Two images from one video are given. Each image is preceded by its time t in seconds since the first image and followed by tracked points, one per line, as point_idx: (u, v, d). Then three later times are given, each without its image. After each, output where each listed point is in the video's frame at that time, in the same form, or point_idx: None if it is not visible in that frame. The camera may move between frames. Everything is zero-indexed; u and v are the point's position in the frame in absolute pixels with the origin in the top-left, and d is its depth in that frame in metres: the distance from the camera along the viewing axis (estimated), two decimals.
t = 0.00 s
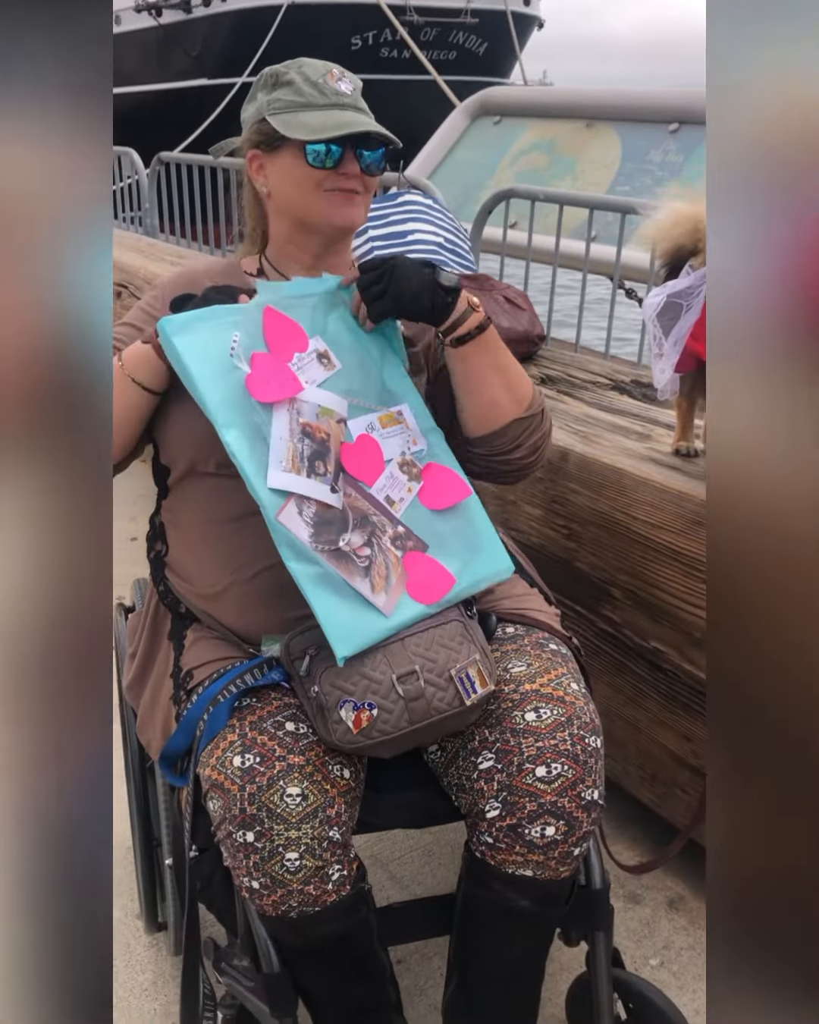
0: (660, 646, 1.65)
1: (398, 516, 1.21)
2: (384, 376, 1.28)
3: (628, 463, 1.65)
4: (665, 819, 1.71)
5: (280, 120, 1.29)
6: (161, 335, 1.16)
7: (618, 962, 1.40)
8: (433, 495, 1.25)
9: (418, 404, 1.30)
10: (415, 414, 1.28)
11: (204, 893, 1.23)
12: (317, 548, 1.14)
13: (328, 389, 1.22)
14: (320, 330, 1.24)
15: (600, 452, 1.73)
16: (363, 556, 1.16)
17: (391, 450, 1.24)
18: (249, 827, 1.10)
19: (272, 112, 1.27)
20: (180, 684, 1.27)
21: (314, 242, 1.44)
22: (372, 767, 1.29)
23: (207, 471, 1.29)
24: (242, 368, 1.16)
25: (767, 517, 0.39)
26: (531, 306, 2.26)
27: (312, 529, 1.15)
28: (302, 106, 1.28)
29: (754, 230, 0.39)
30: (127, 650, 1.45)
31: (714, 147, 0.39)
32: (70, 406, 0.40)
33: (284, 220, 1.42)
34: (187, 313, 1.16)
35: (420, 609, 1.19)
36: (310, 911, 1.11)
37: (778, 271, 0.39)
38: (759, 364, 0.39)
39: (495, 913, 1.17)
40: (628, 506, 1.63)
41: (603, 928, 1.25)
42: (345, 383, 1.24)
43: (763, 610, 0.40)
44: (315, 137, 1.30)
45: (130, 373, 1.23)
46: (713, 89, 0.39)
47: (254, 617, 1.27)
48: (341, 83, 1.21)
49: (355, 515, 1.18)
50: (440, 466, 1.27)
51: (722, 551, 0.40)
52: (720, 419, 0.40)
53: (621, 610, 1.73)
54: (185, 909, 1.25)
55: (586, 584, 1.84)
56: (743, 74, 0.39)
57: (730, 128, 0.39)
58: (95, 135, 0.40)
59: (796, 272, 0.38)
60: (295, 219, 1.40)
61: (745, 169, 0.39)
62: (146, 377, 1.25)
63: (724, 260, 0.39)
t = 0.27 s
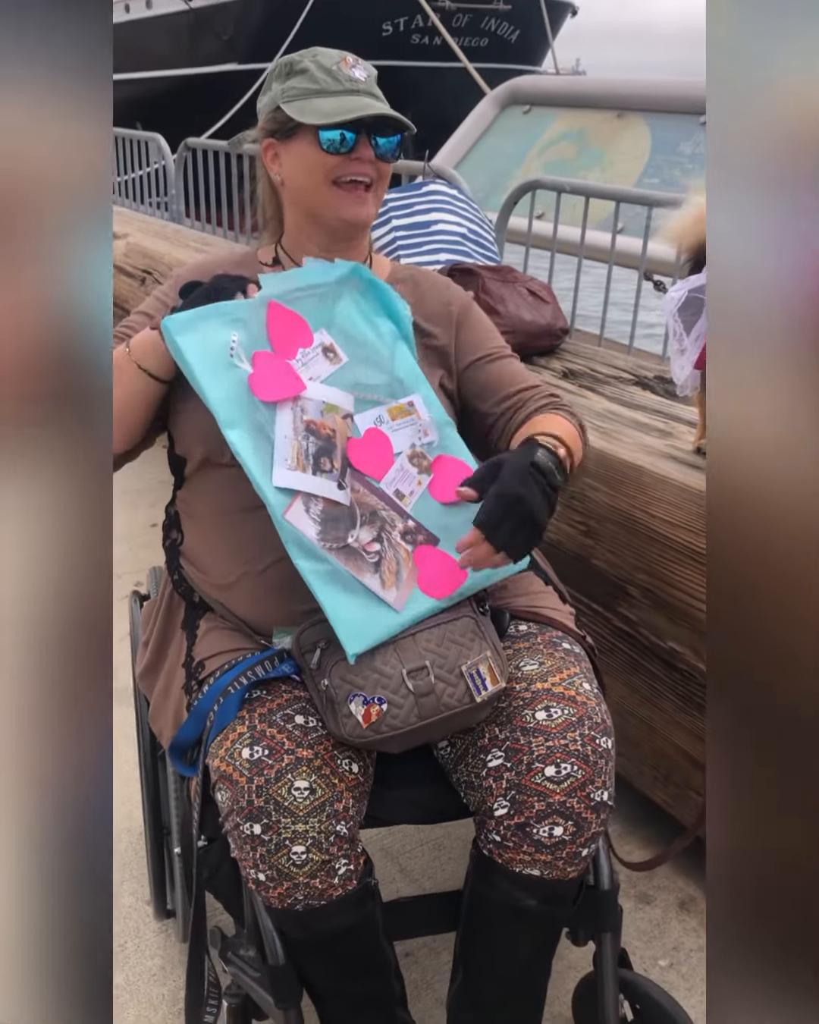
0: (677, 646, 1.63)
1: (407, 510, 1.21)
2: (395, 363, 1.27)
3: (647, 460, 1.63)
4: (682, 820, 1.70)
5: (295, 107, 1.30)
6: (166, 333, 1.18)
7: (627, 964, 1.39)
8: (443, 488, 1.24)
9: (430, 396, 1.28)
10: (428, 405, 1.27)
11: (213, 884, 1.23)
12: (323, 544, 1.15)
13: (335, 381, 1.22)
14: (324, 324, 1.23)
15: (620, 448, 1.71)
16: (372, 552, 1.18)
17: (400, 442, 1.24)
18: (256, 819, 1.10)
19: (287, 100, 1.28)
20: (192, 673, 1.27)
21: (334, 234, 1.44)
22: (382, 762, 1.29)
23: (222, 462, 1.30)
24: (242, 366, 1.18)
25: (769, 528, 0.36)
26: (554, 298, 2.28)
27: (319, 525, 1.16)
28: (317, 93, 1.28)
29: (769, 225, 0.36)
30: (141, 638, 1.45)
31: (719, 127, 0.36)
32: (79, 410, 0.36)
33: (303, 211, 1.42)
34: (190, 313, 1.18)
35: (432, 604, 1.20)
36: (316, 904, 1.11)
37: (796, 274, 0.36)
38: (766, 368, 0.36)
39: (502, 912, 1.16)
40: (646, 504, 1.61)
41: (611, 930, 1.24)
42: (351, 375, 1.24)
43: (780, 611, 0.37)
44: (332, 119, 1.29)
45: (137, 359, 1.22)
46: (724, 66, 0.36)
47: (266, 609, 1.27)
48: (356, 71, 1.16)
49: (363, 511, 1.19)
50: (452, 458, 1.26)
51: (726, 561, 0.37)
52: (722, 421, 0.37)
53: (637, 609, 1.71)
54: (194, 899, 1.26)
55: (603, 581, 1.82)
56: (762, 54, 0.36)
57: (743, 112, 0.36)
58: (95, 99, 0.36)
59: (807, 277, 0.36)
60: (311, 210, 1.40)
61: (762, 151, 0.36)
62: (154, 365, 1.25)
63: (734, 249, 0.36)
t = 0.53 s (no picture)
0: (687, 641, 1.63)
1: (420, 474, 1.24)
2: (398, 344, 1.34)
3: (660, 455, 1.63)
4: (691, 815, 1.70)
5: (314, 100, 1.32)
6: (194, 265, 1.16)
7: (632, 958, 1.39)
8: (450, 465, 1.29)
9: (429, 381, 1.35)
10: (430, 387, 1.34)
11: (222, 869, 1.25)
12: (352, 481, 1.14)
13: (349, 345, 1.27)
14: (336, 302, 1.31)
15: (633, 443, 1.71)
16: (395, 501, 1.17)
17: (409, 413, 1.28)
18: (263, 806, 1.11)
19: (307, 93, 1.32)
20: (203, 661, 1.29)
21: (349, 227, 1.45)
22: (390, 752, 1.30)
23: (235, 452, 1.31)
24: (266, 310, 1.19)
25: (750, 484, 0.47)
26: (572, 292, 2.27)
27: (348, 464, 1.15)
28: (338, 86, 1.31)
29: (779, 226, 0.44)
30: (155, 626, 1.47)
31: (722, 134, 0.45)
32: (87, 335, 0.44)
33: (319, 204, 1.43)
34: (218, 251, 1.18)
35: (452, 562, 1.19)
36: (322, 891, 1.12)
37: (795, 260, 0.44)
38: (785, 344, 0.44)
39: (506, 902, 1.17)
40: (658, 500, 1.62)
41: (616, 923, 1.25)
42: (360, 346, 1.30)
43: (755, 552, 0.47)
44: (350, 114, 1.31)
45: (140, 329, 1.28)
46: (722, 91, 0.45)
47: (276, 599, 1.28)
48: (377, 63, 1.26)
49: (385, 463, 1.19)
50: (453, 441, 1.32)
51: (723, 514, 0.47)
52: (730, 386, 0.46)
53: (649, 605, 1.71)
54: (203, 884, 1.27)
55: (614, 576, 1.82)
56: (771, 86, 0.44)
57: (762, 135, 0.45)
58: (87, 84, 0.44)
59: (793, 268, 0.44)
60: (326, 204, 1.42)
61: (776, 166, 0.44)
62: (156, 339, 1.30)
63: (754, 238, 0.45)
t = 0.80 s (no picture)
0: (685, 637, 1.64)
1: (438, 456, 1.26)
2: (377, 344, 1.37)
3: (658, 453, 1.64)
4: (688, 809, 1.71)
5: (317, 100, 1.37)
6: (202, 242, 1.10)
7: (629, 952, 1.40)
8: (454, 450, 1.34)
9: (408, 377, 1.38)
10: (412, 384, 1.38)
11: (222, 863, 1.27)
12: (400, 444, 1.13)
13: (347, 337, 1.27)
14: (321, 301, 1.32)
15: (632, 441, 1.72)
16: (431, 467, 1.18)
17: (409, 404, 1.31)
18: (263, 800, 1.12)
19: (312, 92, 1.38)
20: (203, 657, 1.29)
21: (351, 228, 1.45)
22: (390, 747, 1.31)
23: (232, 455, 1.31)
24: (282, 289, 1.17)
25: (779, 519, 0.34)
26: (572, 291, 2.26)
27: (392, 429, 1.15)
28: (341, 86, 1.36)
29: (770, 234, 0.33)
30: (155, 622, 1.48)
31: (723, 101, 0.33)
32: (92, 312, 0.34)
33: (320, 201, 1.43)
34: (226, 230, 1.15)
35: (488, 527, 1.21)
36: (322, 885, 1.13)
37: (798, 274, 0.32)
38: (794, 359, 0.33)
39: (505, 896, 1.18)
40: (656, 497, 1.63)
41: (614, 917, 1.26)
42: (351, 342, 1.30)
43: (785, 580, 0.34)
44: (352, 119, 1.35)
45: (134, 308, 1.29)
46: (721, 91, 0.33)
47: (277, 597, 1.29)
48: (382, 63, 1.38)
49: (413, 442, 1.20)
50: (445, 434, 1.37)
51: (719, 523, 0.35)
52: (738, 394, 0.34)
53: (647, 601, 1.72)
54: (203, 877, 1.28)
55: (613, 573, 1.83)
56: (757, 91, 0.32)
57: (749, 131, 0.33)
58: (83, 78, 0.34)
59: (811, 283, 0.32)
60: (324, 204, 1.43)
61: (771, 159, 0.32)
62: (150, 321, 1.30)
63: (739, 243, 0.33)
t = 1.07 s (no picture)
0: (675, 631, 1.65)
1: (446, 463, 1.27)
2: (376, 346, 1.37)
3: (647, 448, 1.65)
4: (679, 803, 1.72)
5: (317, 98, 1.38)
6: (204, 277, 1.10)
7: (621, 944, 1.41)
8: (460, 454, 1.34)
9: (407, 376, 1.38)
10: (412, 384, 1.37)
11: (214, 859, 1.27)
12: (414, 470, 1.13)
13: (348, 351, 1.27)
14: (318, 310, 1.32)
15: (621, 437, 1.73)
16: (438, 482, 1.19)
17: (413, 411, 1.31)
18: (256, 795, 1.12)
19: (311, 89, 1.38)
20: (195, 653, 1.29)
21: (347, 229, 1.45)
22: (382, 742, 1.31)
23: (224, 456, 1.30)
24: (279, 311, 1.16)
25: (776, 520, 0.32)
26: (561, 288, 2.26)
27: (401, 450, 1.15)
28: (341, 86, 1.37)
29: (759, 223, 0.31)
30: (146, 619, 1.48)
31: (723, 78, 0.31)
32: (90, 310, 0.32)
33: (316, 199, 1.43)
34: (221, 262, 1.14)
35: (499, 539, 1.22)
36: (314, 879, 1.14)
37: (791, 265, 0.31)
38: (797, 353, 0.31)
39: (497, 889, 1.18)
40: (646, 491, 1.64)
41: (605, 908, 1.26)
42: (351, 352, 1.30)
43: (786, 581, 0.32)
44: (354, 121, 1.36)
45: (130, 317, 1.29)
46: (716, 93, 0.31)
47: (269, 592, 1.29)
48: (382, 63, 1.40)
49: (423, 458, 1.21)
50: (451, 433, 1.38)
51: (718, 527, 0.32)
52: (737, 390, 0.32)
53: (637, 596, 1.73)
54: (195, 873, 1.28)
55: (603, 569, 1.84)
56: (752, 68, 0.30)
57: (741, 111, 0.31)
58: (89, 81, 0.32)
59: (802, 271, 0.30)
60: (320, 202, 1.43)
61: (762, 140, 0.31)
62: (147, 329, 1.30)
63: (733, 237, 0.31)
